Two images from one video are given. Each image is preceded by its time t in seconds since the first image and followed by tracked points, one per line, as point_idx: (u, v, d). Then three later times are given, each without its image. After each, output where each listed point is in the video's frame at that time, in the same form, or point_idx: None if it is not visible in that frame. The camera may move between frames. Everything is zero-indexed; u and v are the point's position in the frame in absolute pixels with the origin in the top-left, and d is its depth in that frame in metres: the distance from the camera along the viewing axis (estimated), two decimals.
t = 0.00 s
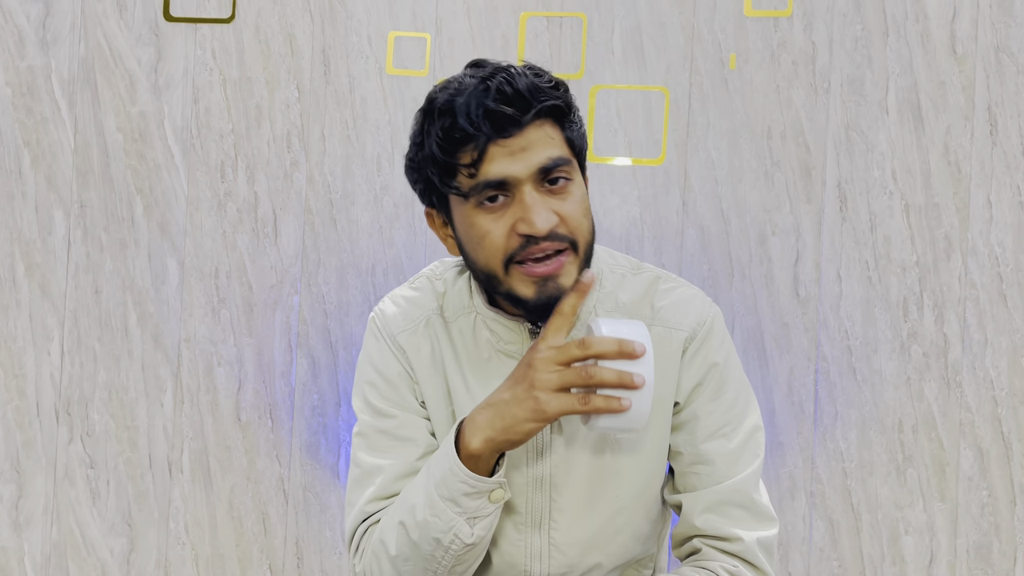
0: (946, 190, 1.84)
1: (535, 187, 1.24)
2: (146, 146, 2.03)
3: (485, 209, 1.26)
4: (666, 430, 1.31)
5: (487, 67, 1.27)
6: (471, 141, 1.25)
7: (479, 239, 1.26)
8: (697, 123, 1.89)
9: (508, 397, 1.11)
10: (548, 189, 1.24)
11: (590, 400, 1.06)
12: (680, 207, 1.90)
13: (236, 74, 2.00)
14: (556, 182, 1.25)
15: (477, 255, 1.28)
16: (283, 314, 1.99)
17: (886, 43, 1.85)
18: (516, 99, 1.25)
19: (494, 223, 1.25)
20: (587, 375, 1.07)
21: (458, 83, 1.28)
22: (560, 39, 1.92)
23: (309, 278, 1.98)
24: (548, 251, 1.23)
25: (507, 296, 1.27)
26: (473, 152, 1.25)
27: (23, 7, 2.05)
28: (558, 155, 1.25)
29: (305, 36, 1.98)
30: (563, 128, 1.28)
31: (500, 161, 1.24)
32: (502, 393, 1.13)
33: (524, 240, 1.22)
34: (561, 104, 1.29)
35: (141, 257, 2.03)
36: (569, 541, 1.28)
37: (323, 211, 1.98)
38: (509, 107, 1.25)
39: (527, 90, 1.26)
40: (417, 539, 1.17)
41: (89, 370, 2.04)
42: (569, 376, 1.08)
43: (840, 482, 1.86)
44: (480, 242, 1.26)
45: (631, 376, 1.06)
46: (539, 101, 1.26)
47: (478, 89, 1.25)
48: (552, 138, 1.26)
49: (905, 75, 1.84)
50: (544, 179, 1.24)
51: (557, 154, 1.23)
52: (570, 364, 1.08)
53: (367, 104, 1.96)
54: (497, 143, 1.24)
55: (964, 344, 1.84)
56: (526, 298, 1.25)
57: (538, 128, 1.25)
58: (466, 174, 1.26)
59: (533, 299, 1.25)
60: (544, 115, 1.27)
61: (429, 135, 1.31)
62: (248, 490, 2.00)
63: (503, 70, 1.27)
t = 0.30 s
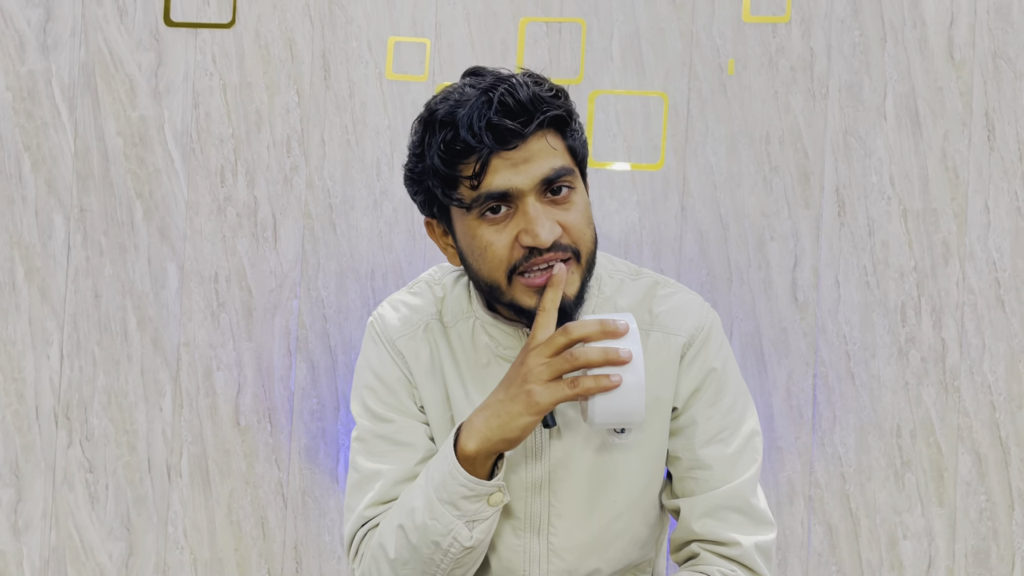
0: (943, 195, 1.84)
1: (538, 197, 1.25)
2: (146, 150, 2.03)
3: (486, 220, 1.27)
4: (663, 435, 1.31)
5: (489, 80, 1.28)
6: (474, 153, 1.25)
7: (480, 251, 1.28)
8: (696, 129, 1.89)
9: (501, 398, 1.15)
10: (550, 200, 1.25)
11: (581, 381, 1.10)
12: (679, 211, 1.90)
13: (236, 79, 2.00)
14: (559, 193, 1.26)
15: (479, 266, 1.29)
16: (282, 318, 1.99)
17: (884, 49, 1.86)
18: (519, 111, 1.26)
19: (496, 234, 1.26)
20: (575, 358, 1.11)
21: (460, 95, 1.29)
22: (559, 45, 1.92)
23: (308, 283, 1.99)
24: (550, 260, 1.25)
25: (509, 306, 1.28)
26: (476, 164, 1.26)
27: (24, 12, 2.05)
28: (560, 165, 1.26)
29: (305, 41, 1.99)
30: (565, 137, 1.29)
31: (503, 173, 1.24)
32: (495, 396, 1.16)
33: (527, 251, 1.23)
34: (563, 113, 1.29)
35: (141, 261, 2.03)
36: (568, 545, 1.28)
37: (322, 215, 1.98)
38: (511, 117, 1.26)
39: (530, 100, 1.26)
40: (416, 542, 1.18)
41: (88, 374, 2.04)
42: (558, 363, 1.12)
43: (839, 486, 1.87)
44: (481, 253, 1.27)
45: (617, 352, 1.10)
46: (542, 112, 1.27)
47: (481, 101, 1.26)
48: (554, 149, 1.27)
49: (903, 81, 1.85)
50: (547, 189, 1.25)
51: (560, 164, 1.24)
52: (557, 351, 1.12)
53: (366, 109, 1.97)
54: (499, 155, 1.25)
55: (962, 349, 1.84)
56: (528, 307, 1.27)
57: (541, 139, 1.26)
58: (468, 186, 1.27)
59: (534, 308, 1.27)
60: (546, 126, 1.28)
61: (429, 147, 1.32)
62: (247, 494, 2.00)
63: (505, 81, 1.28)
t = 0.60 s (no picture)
0: (942, 198, 1.85)
1: (537, 197, 1.25)
2: (145, 153, 2.03)
3: (485, 218, 1.27)
4: (663, 438, 1.31)
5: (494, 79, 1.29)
6: (475, 150, 1.26)
7: (479, 249, 1.27)
8: (695, 132, 1.90)
9: (501, 399, 1.15)
10: (550, 200, 1.25)
11: (580, 384, 1.10)
12: (679, 214, 1.90)
13: (235, 82, 2.01)
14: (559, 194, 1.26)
15: (477, 264, 1.29)
16: (281, 321, 1.99)
17: (883, 52, 1.86)
18: (521, 110, 1.26)
19: (495, 233, 1.26)
20: (575, 360, 1.11)
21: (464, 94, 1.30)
22: (559, 48, 1.93)
23: (308, 286, 1.99)
24: (548, 260, 1.24)
25: (506, 305, 1.28)
26: (477, 162, 1.26)
27: (23, 15, 2.05)
28: (561, 166, 1.26)
29: (304, 45, 1.99)
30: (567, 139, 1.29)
31: (503, 171, 1.25)
32: (495, 397, 1.17)
33: (524, 250, 1.23)
34: (566, 116, 1.29)
35: (140, 264, 2.03)
36: (568, 548, 1.28)
37: (322, 218, 1.98)
38: (512, 116, 1.26)
39: (533, 101, 1.27)
40: (414, 543, 1.17)
41: (87, 377, 2.04)
42: (557, 365, 1.12)
43: (838, 489, 1.86)
44: (480, 251, 1.27)
45: (616, 356, 1.10)
46: (544, 112, 1.27)
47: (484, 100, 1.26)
48: (555, 150, 1.27)
49: (902, 84, 1.85)
50: (547, 190, 1.25)
51: (560, 164, 1.24)
52: (557, 352, 1.12)
53: (366, 112, 1.97)
54: (500, 153, 1.25)
55: (961, 352, 1.84)
56: (526, 308, 1.27)
57: (542, 139, 1.26)
58: (468, 183, 1.27)
59: (532, 309, 1.26)
60: (548, 126, 1.28)
61: (432, 144, 1.32)
62: (246, 497, 2.00)
63: (509, 82, 1.28)
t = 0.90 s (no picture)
0: (941, 200, 1.85)
1: (531, 196, 1.24)
2: (145, 155, 2.03)
3: (480, 217, 1.27)
4: (662, 439, 1.31)
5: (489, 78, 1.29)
6: (470, 148, 1.26)
7: (473, 248, 1.27)
8: (694, 133, 1.90)
9: (490, 403, 1.11)
10: (544, 199, 1.25)
11: (566, 390, 1.05)
12: (678, 216, 1.90)
13: (234, 84, 2.01)
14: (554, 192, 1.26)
15: (472, 262, 1.29)
16: (281, 323, 1.99)
17: (882, 53, 1.86)
18: (516, 109, 1.26)
19: (489, 231, 1.26)
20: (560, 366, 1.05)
21: (460, 93, 1.30)
22: (558, 50, 1.93)
23: (307, 287, 1.99)
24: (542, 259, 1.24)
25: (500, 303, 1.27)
26: (471, 160, 1.26)
27: (23, 17, 2.05)
28: (556, 165, 1.26)
29: (303, 46, 1.99)
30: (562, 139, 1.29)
31: (498, 169, 1.25)
32: (484, 400, 1.12)
33: (517, 248, 1.22)
34: (561, 116, 1.30)
35: (139, 266, 2.03)
36: (567, 550, 1.28)
37: (321, 220, 1.98)
38: (507, 115, 1.26)
39: (528, 100, 1.27)
40: (407, 549, 1.17)
41: (86, 379, 2.04)
42: (543, 370, 1.06)
43: (838, 491, 1.86)
44: (474, 249, 1.27)
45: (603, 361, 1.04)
46: (539, 112, 1.27)
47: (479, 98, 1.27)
48: (550, 149, 1.27)
49: (901, 86, 1.85)
50: (541, 189, 1.25)
51: (554, 163, 1.24)
52: (541, 357, 1.06)
53: (365, 114, 1.97)
54: (495, 151, 1.25)
55: (961, 353, 1.84)
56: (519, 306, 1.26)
57: (537, 138, 1.26)
58: (463, 181, 1.27)
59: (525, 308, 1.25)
60: (543, 126, 1.28)
61: (428, 142, 1.33)
62: (246, 499, 1.99)
63: (505, 81, 1.29)
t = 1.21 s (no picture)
0: (941, 200, 1.84)
1: (530, 188, 1.24)
2: (143, 156, 2.03)
3: (478, 209, 1.27)
4: (660, 440, 1.31)
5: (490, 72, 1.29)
6: (469, 141, 1.26)
7: (472, 239, 1.27)
8: (693, 133, 1.90)
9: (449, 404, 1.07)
10: (542, 192, 1.25)
11: (507, 373, 0.99)
12: (677, 217, 1.90)
13: (233, 85, 2.00)
14: (552, 185, 1.26)
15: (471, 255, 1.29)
16: (279, 324, 1.99)
17: (881, 54, 1.86)
18: (516, 103, 1.26)
19: (487, 222, 1.26)
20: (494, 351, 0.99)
21: (461, 86, 1.30)
22: (557, 50, 1.93)
23: (305, 288, 1.98)
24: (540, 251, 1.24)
25: (497, 295, 1.27)
26: (470, 153, 1.26)
27: (21, 18, 2.05)
28: (554, 158, 1.26)
29: (302, 47, 1.99)
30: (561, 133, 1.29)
31: (497, 162, 1.25)
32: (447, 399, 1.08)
33: (516, 240, 1.22)
34: (561, 111, 1.30)
35: (138, 267, 2.03)
36: (566, 550, 1.27)
37: (320, 221, 1.98)
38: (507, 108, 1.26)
39: (528, 94, 1.27)
40: (393, 553, 1.16)
41: (84, 380, 2.04)
42: (481, 360, 1.01)
43: (837, 491, 1.86)
44: (472, 241, 1.27)
45: (534, 335, 0.97)
46: (539, 106, 1.27)
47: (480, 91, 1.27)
48: (549, 142, 1.27)
49: (900, 86, 1.85)
50: (540, 181, 1.25)
51: (553, 156, 1.24)
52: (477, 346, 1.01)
53: (364, 115, 1.97)
54: (495, 144, 1.25)
55: (960, 353, 1.84)
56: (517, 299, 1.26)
57: (536, 131, 1.26)
58: (462, 173, 1.27)
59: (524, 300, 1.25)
60: (542, 120, 1.28)
61: (429, 135, 1.33)
62: (244, 500, 1.99)
63: (506, 75, 1.29)
